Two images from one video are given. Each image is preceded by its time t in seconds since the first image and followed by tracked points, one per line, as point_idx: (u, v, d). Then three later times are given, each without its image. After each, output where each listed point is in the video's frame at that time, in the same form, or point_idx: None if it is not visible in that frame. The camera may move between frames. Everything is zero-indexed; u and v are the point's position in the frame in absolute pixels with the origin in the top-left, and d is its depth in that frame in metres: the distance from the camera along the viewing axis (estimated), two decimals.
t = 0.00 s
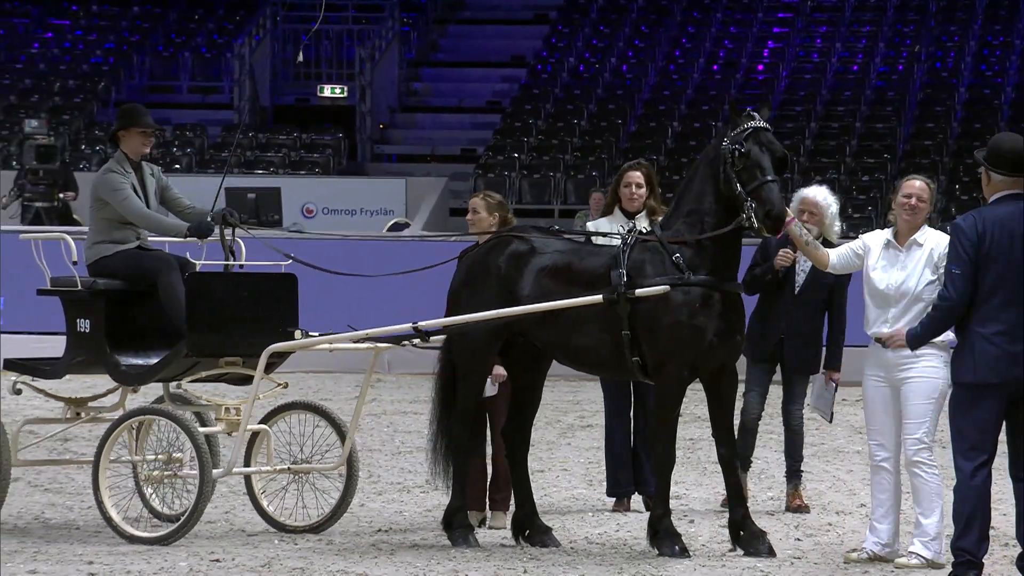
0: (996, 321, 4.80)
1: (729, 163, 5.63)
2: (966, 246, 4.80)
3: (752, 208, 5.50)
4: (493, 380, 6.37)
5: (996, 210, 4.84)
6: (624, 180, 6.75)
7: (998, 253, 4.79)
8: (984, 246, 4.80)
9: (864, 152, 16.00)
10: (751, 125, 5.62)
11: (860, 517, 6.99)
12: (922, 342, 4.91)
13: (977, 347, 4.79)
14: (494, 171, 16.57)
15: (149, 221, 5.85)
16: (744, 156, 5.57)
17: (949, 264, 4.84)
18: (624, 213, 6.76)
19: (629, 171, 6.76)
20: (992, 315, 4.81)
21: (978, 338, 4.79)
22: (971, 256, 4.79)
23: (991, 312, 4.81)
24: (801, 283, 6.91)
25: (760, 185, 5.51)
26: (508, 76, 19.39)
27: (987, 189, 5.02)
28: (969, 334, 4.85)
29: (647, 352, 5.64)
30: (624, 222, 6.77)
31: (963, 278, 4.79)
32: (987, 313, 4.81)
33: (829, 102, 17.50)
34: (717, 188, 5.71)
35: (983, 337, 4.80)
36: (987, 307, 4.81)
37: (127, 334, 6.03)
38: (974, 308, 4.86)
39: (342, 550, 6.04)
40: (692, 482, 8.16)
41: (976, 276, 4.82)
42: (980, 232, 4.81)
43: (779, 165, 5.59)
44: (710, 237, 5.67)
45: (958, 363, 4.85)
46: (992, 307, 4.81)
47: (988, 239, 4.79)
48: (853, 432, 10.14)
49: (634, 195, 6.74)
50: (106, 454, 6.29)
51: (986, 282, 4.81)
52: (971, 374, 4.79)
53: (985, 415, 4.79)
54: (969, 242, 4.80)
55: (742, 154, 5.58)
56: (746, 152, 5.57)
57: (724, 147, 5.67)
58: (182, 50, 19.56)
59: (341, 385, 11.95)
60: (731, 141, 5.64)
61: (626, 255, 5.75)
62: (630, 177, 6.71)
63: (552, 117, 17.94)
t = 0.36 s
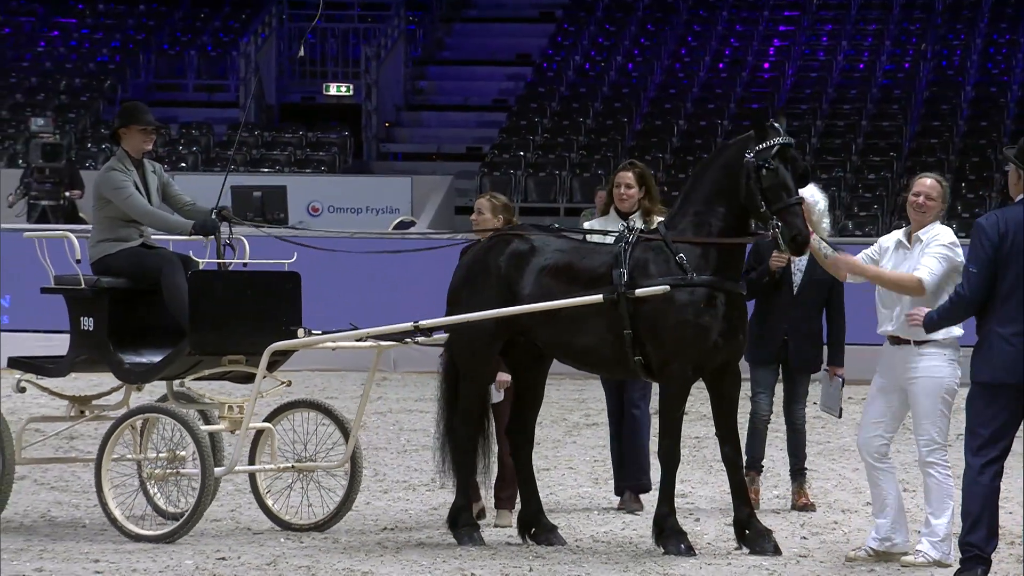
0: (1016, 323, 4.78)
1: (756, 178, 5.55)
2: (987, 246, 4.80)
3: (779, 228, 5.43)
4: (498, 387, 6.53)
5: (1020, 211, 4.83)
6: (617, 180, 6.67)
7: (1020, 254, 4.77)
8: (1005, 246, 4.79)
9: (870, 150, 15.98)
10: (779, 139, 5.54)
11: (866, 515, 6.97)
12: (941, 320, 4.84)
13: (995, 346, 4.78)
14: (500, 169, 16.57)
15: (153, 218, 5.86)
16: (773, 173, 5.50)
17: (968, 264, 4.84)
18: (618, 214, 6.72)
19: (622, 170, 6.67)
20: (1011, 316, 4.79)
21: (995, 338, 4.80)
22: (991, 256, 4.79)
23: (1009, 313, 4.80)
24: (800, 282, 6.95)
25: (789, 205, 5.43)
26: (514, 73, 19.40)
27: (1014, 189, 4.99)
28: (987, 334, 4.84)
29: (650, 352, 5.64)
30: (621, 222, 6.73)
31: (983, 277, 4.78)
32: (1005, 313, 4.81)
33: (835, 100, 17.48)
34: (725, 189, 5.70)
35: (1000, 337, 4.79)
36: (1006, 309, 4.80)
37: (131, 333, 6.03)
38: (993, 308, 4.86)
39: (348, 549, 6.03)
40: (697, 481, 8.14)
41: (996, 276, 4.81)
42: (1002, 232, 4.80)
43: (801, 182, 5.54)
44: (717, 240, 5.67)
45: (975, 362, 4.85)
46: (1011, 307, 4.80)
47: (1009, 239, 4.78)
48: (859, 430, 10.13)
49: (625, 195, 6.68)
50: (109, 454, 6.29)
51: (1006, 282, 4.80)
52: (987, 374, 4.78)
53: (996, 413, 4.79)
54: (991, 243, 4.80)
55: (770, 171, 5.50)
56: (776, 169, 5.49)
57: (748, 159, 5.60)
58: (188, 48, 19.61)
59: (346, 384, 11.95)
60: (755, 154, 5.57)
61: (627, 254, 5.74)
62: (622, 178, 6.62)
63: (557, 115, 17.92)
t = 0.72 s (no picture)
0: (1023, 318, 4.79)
1: (761, 171, 5.55)
2: (998, 240, 4.82)
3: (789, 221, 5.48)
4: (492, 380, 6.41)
5: None
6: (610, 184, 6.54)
7: None
8: (1016, 241, 4.80)
9: (873, 148, 15.97)
10: (783, 133, 5.53)
11: (869, 514, 6.97)
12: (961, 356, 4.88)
13: (1001, 342, 4.80)
14: (503, 168, 16.56)
15: (156, 218, 5.86)
16: (778, 167, 5.50)
17: (982, 258, 4.85)
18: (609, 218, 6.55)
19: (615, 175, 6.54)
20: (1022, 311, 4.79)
21: (1003, 332, 4.80)
22: (1003, 250, 4.80)
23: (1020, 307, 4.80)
24: (779, 279, 6.94)
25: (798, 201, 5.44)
26: (518, 72, 19.40)
27: None
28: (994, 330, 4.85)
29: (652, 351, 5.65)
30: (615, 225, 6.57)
31: (998, 271, 4.79)
32: (1015, 308, 4.81)
33: (839, 99, 17.47)
34: (731, 188, 5.70)
35: (1007, 332, 4.80)
36: (1019, 303, 4.80)
37: (137, 332, 6.05)
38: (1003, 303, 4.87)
39: (352, 548, 6.04)
40: (700, 480, 8.12)
41: (1008, 271, 4.82)
42: (1014, 227, 4.82)
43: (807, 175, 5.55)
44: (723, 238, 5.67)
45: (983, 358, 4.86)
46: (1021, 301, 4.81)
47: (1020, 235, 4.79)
48: (862, 429, 10.13)
49: (617, 200, 6.54)
50: (113, 452, 6.29)
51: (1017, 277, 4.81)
52: (994, 368, 4.80)
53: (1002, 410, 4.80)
54: (1002, 237, 4.82)
55: (780, 165, 5.50)
56: (780, 162, 5.49)
57: (753, 153, 5.59)
58: (192, 47, 19.66)
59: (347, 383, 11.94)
60: (760, 149, 5.56)
61: (629, 253, 5.74)
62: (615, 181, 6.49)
63: (561, 113, 17.91)
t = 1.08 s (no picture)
0: (1018, 314, 4.78)
1: (766, 170, 5.55)
2: (992, 237, 4.79)
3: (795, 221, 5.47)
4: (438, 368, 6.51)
5: None
6: (599, 179, 6.50)
7: None
8: (1010, 238, 4.78)
9: (874, 147, 15.97)
10: (787, 132, 5.52)
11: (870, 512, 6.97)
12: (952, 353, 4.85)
13: (996, 340, 4.77)
14: (504, 167, 16.55)
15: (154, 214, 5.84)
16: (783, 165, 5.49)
17: (976, 255, 4.82)
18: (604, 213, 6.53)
19: (603, 168, 6.50)
20: (1017, 306, 4.78)
21: (998, 330, 4.78)
22: (998, 247, 4.78)
23: (1015, 304, 4.78)
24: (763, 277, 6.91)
25: (805, 200, 5.43)
26: (519, 70, 19.39)
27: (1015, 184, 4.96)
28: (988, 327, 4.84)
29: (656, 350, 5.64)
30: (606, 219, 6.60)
31: (991, 268, 4.77)
32: (1010, 305, 4.79)
33: (840, 97, 17.46)
34: (736, 187, 5.69)
35: (1004, 329, 4.78)
36: (1016, 299, 4.79)
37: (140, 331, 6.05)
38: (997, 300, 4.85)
39: (352, 546, 6.04)
40: (701, 478, 8.12)
41: (1002, 269, 4.80)
42: (1007, 224, 4.79)
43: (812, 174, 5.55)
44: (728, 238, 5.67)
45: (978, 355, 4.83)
46: (1017, 298, 4.79)
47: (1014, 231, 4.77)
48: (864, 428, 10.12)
49: (609, 194, 6.51)
50: (116, 452, 6.29)
51: (1012, 273, 4.79)
52: (989, 365, 4.78)
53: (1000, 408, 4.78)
54: (995, 235, 4.79)
55: (785, 164, 5.47)
56: (785, 161, 5.48)
57: (758, 153, 5.58)
58: (193, 45, 19.67)
59: (348, 381, 11.95)
60: (765, 148, 5.56)
61: (632, 252, 5.74)
62: (605, 176, 6.46)
63: (562, 112, 17.92)
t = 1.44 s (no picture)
0: (999, 314, 4.79)
1: (768, 167, 5.54)
2: (968, 238, 4.77)
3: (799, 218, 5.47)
4: (426, 381, 6.35)
5: (1001, 204, 4.82)
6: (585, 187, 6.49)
7: (1003, 245, 4.77)
8: (987, 239, 4.77)
9: (875, 146, 15.96)
10: (789, 129, 5.52)
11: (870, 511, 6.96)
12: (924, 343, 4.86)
13: (979, 340, 4.78)
14: (506, 165, 16.54)
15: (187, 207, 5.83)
16: (785, 162, 5.49)
17: (950, 257, 4.81)
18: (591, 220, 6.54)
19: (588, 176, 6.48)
20: (997, 306, 4.80)
21: (980, 330, 4.79)
22: (973, 248, 4.76)
23: (993, 303, 4.80)
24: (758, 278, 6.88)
25: (806, 196, 5.44)
26: (521, 69, 19.37)
27: (987, 183, 4.98)
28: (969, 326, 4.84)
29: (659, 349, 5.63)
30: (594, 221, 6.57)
31: (965, 270, 4.76)
32: (989, 304, 4.80)
33: (841, 95, 17.44)
34: (738, 186, 5.70)
35: (986, 328, 4.79)
36: (994, 299, 4.80)
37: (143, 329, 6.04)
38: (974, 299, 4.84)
39: (353, 544, 6.04)
40: (702, 477, 8.12)
41: (979, 269, 4.80)
42: (983, 225, 4.77)
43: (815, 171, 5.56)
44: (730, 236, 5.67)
45: (959, 355, 4.84)
46: (996, 297, 4.80)
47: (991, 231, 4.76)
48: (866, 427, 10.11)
49: (595, 202, 6.51)
50: (117, 450, 6.29)
51: (990, 274, 4.79)
52: (972, 365, 4.78)
53: (989, 407, 4.79)
54: (972, 236, 4.77)
55: (786, 161, 5.48)
56: (788, 157, 5.48)
57: (759, 150, 5.58)
58: (194, 44, 19.67)
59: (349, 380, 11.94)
60: (765, 145, 5.55)
61: (634, 250, 5.74)
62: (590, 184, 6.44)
63: (563, 111, 17.92)
